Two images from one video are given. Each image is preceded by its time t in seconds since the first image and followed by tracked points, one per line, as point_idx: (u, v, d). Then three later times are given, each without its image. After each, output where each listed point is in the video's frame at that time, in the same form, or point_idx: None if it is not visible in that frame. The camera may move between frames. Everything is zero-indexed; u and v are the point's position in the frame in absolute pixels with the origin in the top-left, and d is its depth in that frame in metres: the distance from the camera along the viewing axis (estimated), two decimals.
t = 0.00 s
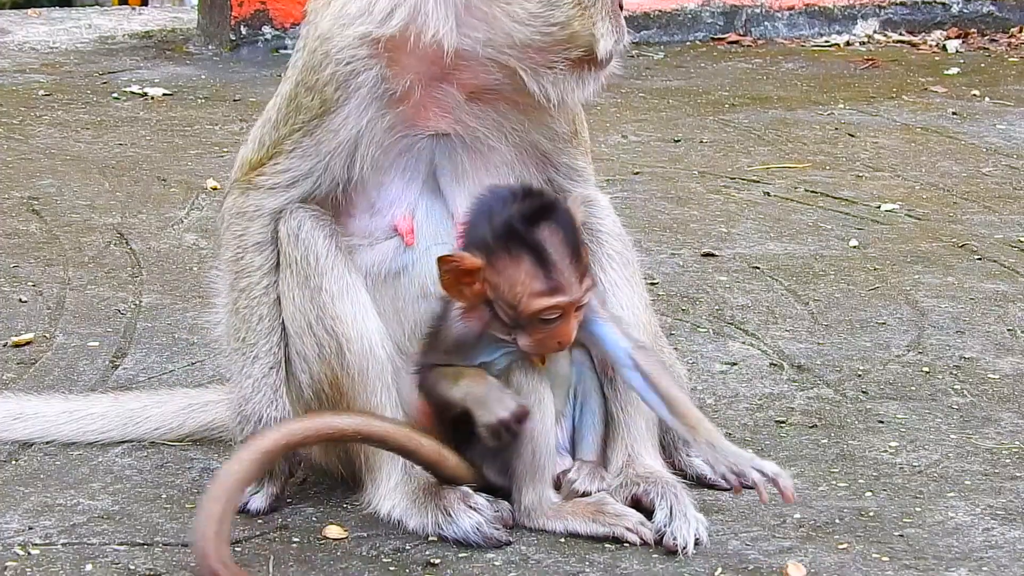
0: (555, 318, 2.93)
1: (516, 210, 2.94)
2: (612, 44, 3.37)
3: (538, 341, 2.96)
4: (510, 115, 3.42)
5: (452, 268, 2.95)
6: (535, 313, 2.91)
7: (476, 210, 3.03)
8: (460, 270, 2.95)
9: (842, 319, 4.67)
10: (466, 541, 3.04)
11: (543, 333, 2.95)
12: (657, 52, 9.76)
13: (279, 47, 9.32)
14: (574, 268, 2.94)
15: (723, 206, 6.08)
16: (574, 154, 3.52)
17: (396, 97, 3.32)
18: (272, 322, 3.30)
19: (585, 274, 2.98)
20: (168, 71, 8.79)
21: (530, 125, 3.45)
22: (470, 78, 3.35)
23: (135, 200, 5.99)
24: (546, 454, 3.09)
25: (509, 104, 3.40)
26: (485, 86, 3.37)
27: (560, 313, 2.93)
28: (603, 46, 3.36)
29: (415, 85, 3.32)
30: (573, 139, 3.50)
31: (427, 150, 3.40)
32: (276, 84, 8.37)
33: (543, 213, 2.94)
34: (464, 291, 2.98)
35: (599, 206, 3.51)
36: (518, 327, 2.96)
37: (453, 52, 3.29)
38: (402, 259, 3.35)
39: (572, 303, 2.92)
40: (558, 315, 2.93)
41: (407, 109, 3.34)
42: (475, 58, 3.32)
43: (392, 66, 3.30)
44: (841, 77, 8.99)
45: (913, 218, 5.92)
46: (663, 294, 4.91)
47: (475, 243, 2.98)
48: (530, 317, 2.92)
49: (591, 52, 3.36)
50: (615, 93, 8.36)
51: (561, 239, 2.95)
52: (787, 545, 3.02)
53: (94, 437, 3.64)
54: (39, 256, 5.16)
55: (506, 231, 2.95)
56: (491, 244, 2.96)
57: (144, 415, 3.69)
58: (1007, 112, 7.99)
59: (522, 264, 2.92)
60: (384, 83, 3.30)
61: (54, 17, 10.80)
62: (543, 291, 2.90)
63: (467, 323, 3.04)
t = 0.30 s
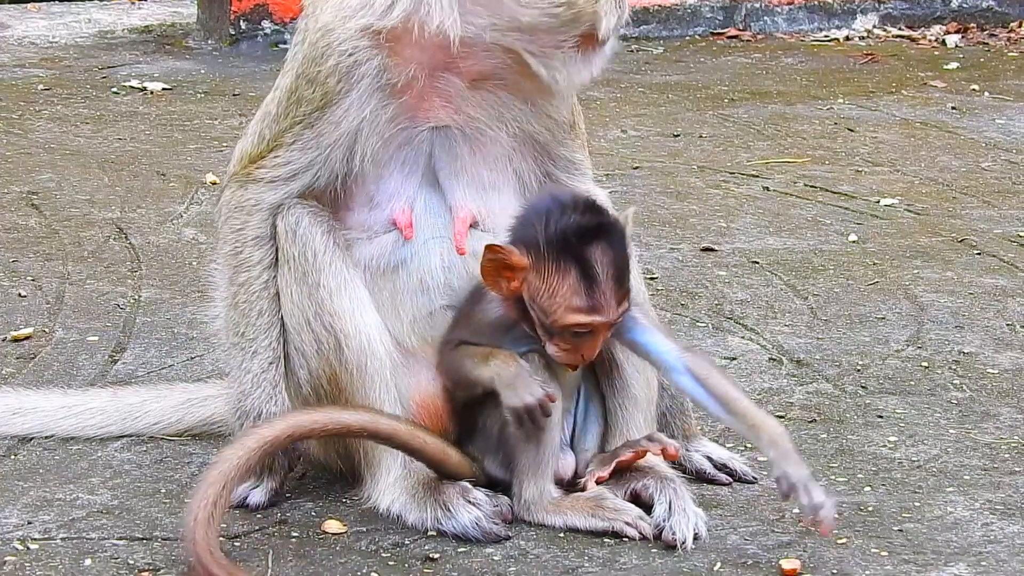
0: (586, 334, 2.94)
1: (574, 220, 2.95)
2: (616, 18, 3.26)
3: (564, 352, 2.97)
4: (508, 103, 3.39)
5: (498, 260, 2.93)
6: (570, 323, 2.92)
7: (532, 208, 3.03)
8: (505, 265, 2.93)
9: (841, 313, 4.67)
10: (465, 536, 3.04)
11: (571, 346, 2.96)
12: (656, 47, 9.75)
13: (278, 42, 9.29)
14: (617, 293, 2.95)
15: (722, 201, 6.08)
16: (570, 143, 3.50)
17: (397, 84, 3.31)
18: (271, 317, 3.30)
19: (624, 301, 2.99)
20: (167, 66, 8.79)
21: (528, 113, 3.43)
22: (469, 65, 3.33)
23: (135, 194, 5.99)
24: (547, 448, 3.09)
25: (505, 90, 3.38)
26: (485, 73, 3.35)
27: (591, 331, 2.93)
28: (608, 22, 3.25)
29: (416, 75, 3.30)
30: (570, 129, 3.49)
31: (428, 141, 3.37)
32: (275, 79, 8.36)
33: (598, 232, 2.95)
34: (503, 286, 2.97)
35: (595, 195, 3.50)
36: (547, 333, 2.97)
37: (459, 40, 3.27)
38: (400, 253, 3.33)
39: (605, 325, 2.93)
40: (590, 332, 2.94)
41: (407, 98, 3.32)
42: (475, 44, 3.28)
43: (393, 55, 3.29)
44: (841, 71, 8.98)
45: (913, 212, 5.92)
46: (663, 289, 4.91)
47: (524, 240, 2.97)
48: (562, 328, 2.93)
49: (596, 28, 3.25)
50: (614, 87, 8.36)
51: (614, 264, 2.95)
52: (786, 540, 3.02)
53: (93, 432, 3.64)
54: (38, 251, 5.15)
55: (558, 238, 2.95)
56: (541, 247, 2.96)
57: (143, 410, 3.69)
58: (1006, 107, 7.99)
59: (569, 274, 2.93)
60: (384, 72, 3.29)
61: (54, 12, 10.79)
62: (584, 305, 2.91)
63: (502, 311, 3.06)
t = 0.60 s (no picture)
0: (599, 326, 2.92)
1: (589, 214, 2.91)
2: None
3: (577, 345, 2.95)
4: (515, 85, 3.43)
5: (512, 250, 2.95)
6: (580, 315, 2.90)
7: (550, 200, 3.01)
8: (518, 254, 2.95)
9: (840, 309, 4.67)
10: (465, 532, 3.04)
11: (583, 339, 2.94)
12: (655, 42, 9.75)
13: (276, 37, 9.41)
14: (630, 285, 2.91)
15: (721, 196, 6.08)
16: (569, 134, 3.53)
17: (413, 64, 3.32)
18: (270, 312, 3.29)
19: (640, 294, 2.95)
20: (166, 62, 8.78)
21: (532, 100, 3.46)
22: (481, 44, 3.38)
23: (134, 190, 5.98)
24: (546, 444, 3.10)
25: (513, 72, 3.43)
26: (497, 53, 3.40)
27: (602, 322, 2.91)
28: None
29: (433, 55, 3.31)
30: (569, 118, 3.53)
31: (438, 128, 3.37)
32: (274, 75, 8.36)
33: (612, 225, 2.91)
34: (517, 277, 2.98)
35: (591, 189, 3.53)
36: (559, 324, 2.96)
37: (480, 16, 3.34)
38: (404, 243, 3.34)
39: (616, 317, 2.90)
40: (602, 324, 2.91)
41: (424, 80, 3.34)
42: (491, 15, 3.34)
43: (410, 34, 3.31)
44: (840, 67, 8.98)
45: (911, 208, 5.92)
46: (662, 285, 4.91)
47: (539, 232, 2.96)
48: (574, 319, 2.91)
49: None
50: (613, 83, 8.35)
51: (629, 257, 2.90)
52: (786, 535, 3.02)
53: (92, 429, 3.64)
54: (36, 247, 5.15)
55: (571, 230, 2.91)
56: (554, 238, 2.93)
57: (141, 407, 3.69)
58: (1005, 102, 7.98)
59: (579, 266, 2.90)
60: (400, 50, 3.30)
61: (52, 8, 10.78)
62: (593, 298, 2.89)
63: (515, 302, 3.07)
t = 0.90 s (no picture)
0: (553, 265, 2.93)
1: (544, 160, 3.01)
2: None
3: (537, 292, 2.94)
4: (523, 78, 3.41)
5: (474, 206, 3.06)
6: (532, 253, 2.94)
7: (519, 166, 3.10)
8: (479, 210, 3.05)
9: (839, 307, 4.67)
10: (464, 530, 3.04)
11: (543, 283, 2.94)
12: (655, 40, 9.74)
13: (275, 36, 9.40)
14: (580, 220, 2.92)
15: (720, 194, 6.08)
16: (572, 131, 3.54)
17: (423, 49, 3.32)
18: (271, 310, 3.29)
19: (597, 234, 2.95)
20: (165, 60, 8.77)
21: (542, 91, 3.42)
22: (490, 32, 3.39)
23: (133, 189, 5.98)
24: (547, 444, 3.09)
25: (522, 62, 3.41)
26: (506, 41, 3.40)
27: (554, 259, 2.92)
28: None
29: (444, 42, 3.34)
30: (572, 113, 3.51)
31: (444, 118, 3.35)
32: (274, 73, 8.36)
33: (564, 169, 2.98)
34: (484, 237, 3.06)
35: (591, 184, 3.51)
36: (523, 276, 2.99)
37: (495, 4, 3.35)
38: (408, 236, 3.35)
39: (565, 248, 2.91)
40: (555, 260, 2.92)
41: (436, 67, 3.34)
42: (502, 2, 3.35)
43: (422, 20, 3.34)
44: (839, 65, 8.98)
45: (911, 206, 5.92)
46: (661, 283, 4.90)
47: (498, 188, 3.06)
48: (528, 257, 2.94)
49: None
50: (612, 81, 8.35)
51: (577, 193, 2.95)
52: (786, 533, 3.02)
53: (93, 428, 3.64)
54: (36, 246, 5.15)
55: (523, 177, 3.00)
56: (509, 186, 3.02)
57: (142, 405, 3.69)
58: (1005, 100, 7.98)
59: (527, 204, 2.96)
60: (411, 34, 3.31)
61: (51, 6, 10.77)
62: (541, 231, 2.93)
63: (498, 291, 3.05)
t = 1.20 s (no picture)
0: (549, 248, 2.95)
1: (535, 154, 3.06)
2: None
3: (534, 277, 2.96)
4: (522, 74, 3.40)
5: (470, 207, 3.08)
6: (526, 239, 2.96)
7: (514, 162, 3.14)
8: (476, 210, 3.07)
9: (839, 302, 4.67)
10: (464, 525, 3.04)
11: (540, 268, 2.95)
12: (654, 36, 9.74)
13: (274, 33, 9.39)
14: (573, 202, 2.95)
15: (719, 190, 6.08)
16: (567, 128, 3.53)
17: (425, 42, 3.32)
18: (269, 307, 3.29)
19: (592, 217, 2.97)
20: (164, 56, 8.77)
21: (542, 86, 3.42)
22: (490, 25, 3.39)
23: (132, 185, 5.98)
24: (546, 440, 3.09)
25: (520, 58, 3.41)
26: (505, 36, 3.40)
27: (549, 241, 2.94)
28: None
29: (444, 35, 3.33)
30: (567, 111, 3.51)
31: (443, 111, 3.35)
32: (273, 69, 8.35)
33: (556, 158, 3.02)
34: (482, 236, 3.08)
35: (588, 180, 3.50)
36: (520, 266, 3.00)
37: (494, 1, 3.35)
38: (407, 231, 3.34)
39: (560, 230, 2.93)
40: (550, 243, 2.94)
41: (435, 60, 3.33)
42: None
43: (422, 13, 3.33)
44: (838, 60, 8.98)
45: (910, 201, 5.92)
46: (661, 278, 4.90)
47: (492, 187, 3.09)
48: (524, 243, 2.97)
49: None
50: (611, 77, 8.34)
51: (569, 179, 2.98)
52: (785, 528, 3.02)
53: (91, 424, 3.64)
54: (35, 242, 5.14)
55: (515, 171, 3.03)
56: (504, 181, 3.05)
57: (141, 402, 3.68)
58: (1004, 96, 7.98)
59: (519, 194, 2.98)
60: (412, 28, 3.31)
61: (50, 2, 10.76)
62: (533, 216, 2.95)
63: (500, 296, 3.04)
